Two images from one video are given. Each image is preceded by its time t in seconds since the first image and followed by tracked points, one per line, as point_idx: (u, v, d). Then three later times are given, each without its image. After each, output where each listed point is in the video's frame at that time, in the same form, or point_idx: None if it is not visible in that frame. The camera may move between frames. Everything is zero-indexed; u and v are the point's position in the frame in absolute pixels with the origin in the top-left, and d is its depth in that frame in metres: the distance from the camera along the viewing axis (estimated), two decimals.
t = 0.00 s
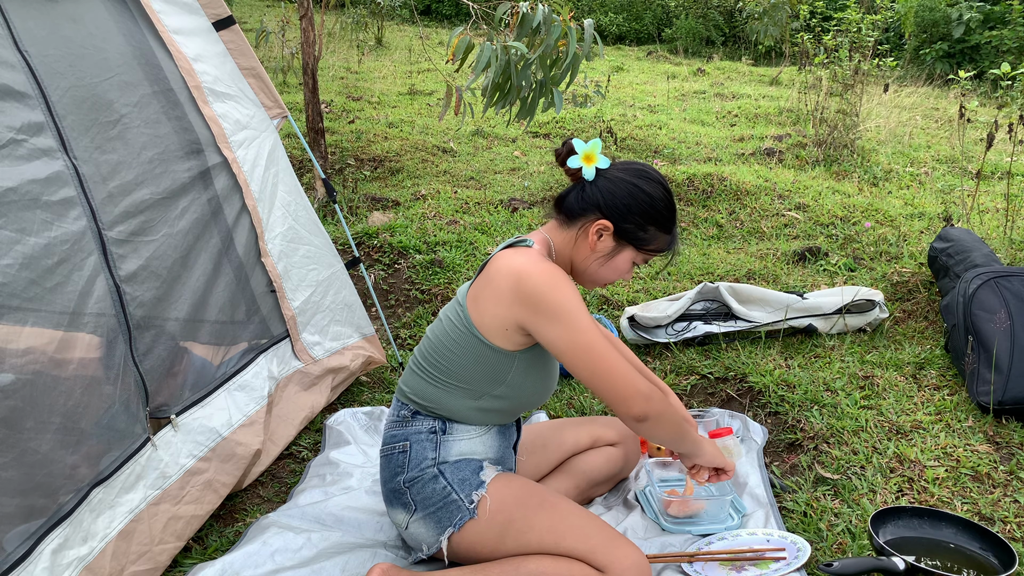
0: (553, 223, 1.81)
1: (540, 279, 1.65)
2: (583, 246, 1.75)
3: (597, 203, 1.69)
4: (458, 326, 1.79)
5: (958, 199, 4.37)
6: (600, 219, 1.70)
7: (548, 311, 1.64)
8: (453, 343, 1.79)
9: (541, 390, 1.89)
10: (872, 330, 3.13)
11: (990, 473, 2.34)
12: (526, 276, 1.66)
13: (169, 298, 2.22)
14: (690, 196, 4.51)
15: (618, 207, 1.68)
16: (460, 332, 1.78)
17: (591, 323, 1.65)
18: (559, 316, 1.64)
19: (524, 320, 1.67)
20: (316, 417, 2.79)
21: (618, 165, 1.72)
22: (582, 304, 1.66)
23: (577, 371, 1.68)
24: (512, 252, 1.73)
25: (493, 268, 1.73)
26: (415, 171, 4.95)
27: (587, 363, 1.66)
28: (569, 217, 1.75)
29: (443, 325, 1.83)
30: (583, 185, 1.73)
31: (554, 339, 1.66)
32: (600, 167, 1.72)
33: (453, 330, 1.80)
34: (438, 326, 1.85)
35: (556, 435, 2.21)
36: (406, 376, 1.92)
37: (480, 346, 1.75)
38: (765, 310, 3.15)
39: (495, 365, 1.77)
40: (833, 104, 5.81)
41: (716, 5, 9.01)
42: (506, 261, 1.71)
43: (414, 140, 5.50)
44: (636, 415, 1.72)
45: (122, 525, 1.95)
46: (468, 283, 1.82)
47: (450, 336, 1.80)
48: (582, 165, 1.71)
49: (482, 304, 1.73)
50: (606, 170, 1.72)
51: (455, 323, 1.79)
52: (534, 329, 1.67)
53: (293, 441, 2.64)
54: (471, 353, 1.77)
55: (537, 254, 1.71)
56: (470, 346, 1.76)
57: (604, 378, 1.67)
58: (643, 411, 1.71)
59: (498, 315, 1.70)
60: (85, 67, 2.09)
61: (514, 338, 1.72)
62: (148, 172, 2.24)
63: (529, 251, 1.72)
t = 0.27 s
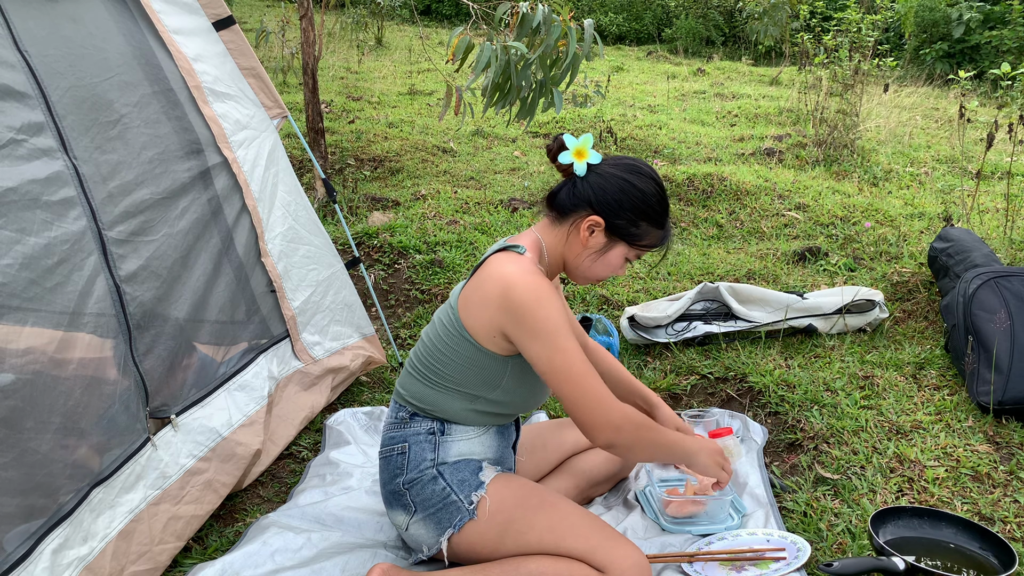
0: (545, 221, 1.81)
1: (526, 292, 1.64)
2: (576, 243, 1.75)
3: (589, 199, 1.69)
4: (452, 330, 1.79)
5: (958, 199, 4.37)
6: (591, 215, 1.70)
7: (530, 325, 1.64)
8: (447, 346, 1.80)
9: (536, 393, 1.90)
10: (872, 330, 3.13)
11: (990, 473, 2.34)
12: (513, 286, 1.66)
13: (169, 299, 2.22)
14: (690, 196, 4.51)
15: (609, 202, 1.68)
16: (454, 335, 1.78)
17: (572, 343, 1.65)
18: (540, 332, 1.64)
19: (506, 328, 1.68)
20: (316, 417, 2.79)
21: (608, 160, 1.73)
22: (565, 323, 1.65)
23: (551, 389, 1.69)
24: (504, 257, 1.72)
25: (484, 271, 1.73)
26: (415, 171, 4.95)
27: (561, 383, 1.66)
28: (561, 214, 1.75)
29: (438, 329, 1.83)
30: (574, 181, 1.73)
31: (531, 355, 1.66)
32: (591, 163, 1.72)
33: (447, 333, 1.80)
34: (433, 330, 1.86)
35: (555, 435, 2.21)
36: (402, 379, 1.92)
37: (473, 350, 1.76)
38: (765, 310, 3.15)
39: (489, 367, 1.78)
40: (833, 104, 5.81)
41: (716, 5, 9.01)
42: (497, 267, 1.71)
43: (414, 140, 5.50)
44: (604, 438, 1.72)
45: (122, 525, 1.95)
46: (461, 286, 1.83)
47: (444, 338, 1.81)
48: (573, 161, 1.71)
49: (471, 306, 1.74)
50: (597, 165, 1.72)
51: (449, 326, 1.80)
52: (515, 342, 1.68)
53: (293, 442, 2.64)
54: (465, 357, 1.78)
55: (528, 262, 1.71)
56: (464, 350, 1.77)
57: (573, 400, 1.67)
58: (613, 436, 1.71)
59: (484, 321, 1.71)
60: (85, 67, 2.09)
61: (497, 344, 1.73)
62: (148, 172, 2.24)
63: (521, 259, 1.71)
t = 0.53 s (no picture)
0: (532, 219, 1.81)
1: (504, 296, 1.64)
2: (564, 238, 1.75)
3: (576, 192, 1.69)
4: (439, 332, 1.79)
5: (958, 199, 4.37)
6: (578, 209, 1.69)
7: (503, 331, 1.64)
8: (436, 347, 1.80)
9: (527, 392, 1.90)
10: (873, 330, 3.13)
11: (990, 473, 2.34)
12: (493, 289, 1.66)
13: (168, 298, 2.22)
14: (690, 196, 4.51)
15: (596, 195, 1.67)
16: (442, 336, 1.78)
17: (542, 353, 1.63)
18: (513, 340, 1.63)
19: (483, 331, 1.68)
20: (316, 417, 2.79)
21: (594, 154, 1.73)
22: (538, 332, 1.64)
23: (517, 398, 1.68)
24: (490, 258, 1.73)
25: (469, 272, 1.74)
26: (415, 171, 4.95)
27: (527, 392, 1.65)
28: (548, 210, 1.75)
29: (427, 331, 1.84)
30: (560, 176, 1.73)
31: (503, 361, 1.66)
32: (577, 157, 1.72)
33: (435, 335, 1.80)
34: (422, 332, 1.86)
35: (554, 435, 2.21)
36: (395, 382, 1.92)
37: (460, 351, 1.76)
38: (765, 310, 3.15)
39: (478, 368, 1.78)
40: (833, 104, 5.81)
41: (716, 5, 9.01)
42: (481, 268, 1.71)
43: (414, 140, 5.50)
44: (562, 453, 1.70)
45: (122, 525, 1.95)
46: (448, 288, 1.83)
47: (433, 340, 1.81)
48: (557, 155, 1.71)
49: (453, 307, 1.74)
50: (582, 159, 1.72)
51: (437, 327, 1.80)
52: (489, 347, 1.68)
53: (293, 442, 2.64)
54: (454, 357, 1.78)
55: (512, 264, 1.71)
56: (452, 351, 1.77)
57: (538, 413, 1.66)
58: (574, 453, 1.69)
59: (464, 323, 1.72)
60: (85, 67, 2.09)
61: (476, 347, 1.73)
62: (148, 172, 2.24)
63: (505, 261, 1.71)
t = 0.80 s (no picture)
0: (520, 214, 1.82)
1: (503, 293, 1.64)
2: (554, 230, 1.76)
3: (561, 184, 1.70)
4: (436, 334, 1.79)
5: (958, 199, 4.37)
6: (566, 199, 1.70)
7: (506, 327, 1.63)
8: (432, 349, 1.80)
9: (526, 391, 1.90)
10: (872, 330, 3.13)
11: (990, 473, 2.34)
12: (491, 286, 1.65)
13: (169, 299, 2.22)
14: (690, 196, 4.51)
15: (582, 184, 1.68)
16: (438, 338, 1.78)
17: (547, 345, 1.63)
18: (517, 335, 1.62)
19: (485, 329, 1.68)
20: (316, 417, 2.79)
21: (575, 144, 1.74)
22: (541, 324, 1.64)
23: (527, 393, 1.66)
24: (485, 257, 1.72)
25: (464, 272, 1.73)
26: (415, 171, 4.95)
27: (536, 386, 1.64)
28: (535, 203, 1.76)
29: (423, 333, 1.84)
30: (543, 168, 1.74)
31: (509, 357, 1.65)
32: (558, 148, 1.73)
33: (431, 337, 1.80)
34: (418, 335, 1.86)
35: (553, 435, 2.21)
36: (393, 385, 1.92)
37: (458, 352, 1.76)
38: (765, 310, 3.15)
39: (476, 369, 1.78)
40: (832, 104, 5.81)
41: (716, 5, 9.01)
42: (477, 267, 1.70)
43: (414, 140, 5.50)
44: (578, 444, 1.69)
45: (122, 525, 1.95)
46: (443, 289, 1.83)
47: (429, 342, 1.81)
48: (540, 149, 1.72)
49: (451, 308, 1.74)
50: (563, 150, 1.73)
51: (433, 330, 1.80)
52: (493, 344, 1.67)
53: (293, 442, 2.64)
54: (451, 359, 1.78)
55: (508, 262, 1.71)
56: (450, 353, 1.77)
57: (549, 405, 1.65)
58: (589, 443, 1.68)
59: (465, 323, 1.71)
60: (85, 67, 2.09)
61: (478, 346, 1.73)
62: (149, 172, 2.24)
63: (500, 259, 1.71)
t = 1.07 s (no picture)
0: (508, 212, 1.83)
1: (499, 287, 1.64)
2: (543, 218, 1.76)
3: (541, 172, 1.71)
4: (434, 333, 1.79)
5: (958, 199, 4.37)
6: (549, 186, 1.71)
7: (502, 320, 1.63)
8: (430, 348, 1.80)
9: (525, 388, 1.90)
10: (872, 330, 3.13)
11: (990, 473, 2.34)
12: (487, 281, 1.66)
13: (168, 298, 2.22)
14: (690, 196, 4.51)
15: (561, 167, 1.69)
16: (437, 336, 1.78)
17: (544, 338, 1.62)
18: (515, 328, 1.62)
19: (483, 325, 1.68)
20: (316, 417, 2.79)
21: (546, 132, 1.75)
22: (538, 317, 1.63)
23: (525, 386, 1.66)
24: (481, 252, 1.72)
25: (461, 268, 1.73)
26: (415, 171, 4.95)
27: (534, 379, 1.64)
28: (521, 197, 1.76)
29: (421, 331, 1.84)
30: (521, 162, 1.75)
31: (507, 350, 1.65)
32: (530, 140, 1.75)
33: (430, 335, 1.80)
34: (416, 333, 1.86)
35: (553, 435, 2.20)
36: (392, 385, 1.92)
37: (457, 349, 1.76)
38: (765, 310, 3.15)
39: (474, 366, 1.78)
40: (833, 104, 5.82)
41: (716, 5, 9.01)
42: (473, 262, 1.71)
43: (414, 140, 5.50)
44: (578, 436, 1.68)
45: (122, 525, 1.95)
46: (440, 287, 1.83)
47: (427, 341, 1.81)
48: (512, 145, 1.73)
49: (448, 304, 1.74)
50: (536, 141, 1.74)
51: (431, 328, 1.80)
52: (491, 338, 1.68)
53: (293, 442, 2.64)
54: (449, 356, 1.78)
55: (504, 256, 1.71)
56: (449, 351, 1.77)
57: (547, 397, 1.64)
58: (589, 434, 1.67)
59: (462, 318, 1.71)
60: (85, 67, 2.09)
61: (477, 342, 1.73)
62: (149, 172, 2.24)
63: (496, 254, 1.71)
